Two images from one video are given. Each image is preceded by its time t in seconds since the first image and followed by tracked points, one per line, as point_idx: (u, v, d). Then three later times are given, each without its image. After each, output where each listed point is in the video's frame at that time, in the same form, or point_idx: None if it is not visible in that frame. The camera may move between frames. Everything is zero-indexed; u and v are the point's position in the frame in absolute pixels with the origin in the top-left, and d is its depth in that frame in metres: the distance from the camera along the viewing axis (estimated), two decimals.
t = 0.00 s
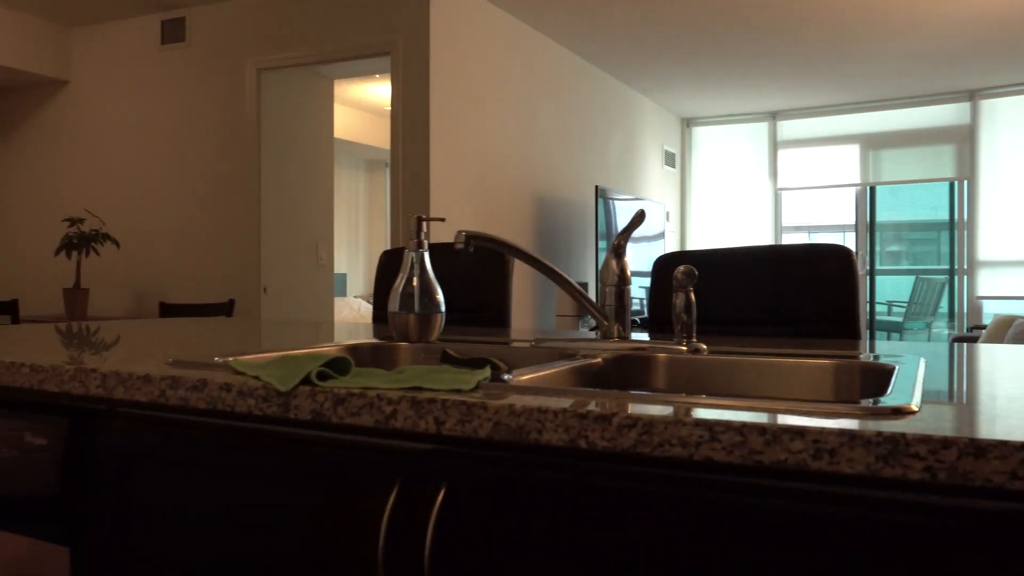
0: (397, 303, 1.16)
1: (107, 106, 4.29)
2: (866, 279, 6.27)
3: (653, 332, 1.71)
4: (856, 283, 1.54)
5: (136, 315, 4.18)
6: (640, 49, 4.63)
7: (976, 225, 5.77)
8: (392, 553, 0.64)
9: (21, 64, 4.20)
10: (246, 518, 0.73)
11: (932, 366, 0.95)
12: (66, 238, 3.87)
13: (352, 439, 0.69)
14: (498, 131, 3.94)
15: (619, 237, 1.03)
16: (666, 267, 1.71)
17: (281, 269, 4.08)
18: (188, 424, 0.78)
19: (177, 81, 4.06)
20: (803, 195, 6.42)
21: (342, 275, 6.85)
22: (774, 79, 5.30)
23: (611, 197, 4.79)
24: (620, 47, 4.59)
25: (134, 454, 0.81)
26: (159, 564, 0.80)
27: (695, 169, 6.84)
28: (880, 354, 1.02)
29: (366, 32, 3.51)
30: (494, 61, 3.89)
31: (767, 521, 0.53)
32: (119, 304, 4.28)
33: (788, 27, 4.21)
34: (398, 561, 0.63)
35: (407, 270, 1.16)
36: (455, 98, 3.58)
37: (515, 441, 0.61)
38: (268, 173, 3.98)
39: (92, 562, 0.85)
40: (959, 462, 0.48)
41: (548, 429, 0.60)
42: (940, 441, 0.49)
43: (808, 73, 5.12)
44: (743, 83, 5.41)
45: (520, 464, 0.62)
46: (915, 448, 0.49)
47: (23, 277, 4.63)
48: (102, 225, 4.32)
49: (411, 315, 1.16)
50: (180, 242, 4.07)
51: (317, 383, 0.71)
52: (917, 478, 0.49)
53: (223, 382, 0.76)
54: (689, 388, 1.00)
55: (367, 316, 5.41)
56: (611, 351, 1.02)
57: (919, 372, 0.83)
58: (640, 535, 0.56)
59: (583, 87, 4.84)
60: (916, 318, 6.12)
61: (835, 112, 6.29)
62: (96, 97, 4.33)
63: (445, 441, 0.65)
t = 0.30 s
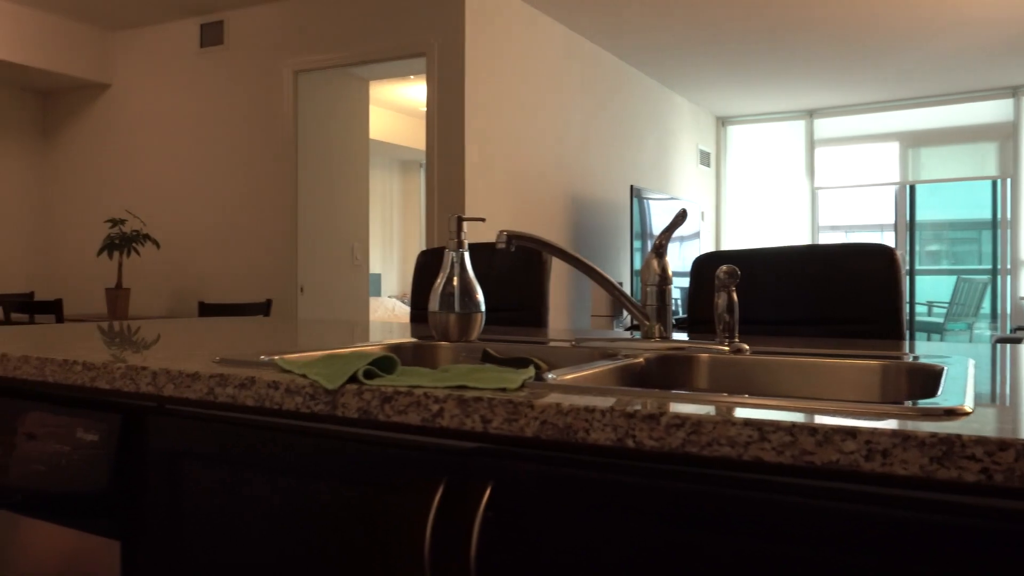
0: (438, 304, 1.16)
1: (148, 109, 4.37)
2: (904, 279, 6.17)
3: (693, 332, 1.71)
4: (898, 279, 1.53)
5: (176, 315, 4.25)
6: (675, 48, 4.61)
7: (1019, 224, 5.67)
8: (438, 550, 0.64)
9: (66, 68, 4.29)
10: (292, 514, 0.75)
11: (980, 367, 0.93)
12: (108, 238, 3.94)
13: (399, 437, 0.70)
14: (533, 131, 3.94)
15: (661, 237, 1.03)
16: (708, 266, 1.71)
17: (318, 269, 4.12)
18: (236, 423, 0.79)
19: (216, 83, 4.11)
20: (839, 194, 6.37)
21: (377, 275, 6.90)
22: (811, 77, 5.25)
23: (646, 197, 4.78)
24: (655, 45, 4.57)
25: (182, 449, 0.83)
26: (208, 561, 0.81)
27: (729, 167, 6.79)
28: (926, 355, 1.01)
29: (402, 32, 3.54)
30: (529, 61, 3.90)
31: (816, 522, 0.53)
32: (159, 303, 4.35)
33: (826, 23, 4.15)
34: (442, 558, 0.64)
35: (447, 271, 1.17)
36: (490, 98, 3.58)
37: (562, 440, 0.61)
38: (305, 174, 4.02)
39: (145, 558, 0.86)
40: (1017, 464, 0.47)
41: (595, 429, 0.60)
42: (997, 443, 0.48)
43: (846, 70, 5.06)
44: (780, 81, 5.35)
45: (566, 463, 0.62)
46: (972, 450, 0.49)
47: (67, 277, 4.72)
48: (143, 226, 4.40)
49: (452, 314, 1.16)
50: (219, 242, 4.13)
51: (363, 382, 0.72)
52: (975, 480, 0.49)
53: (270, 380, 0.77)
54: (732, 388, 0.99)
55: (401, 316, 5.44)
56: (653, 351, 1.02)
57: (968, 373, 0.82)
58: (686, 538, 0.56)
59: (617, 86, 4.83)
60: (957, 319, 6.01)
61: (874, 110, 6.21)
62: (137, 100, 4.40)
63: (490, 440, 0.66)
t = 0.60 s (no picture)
0: (478, 305, 1.17)
1: (187, 112, 4.43)
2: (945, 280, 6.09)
3: (732, 332, 1.71)
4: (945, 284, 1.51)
5: (214, 314, 4.30)
6: (711, 47, 4.58)
7: None
8: (483, 549, 0.65)
9: (108, 72, 4.37)
10: (336, 514, 0.76)
11: None
12: (149, 239, 4.00)
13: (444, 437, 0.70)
14: (568, 131, 3.94)
15: (702, 239, 1.03)
16: (748, 265, 1.70)
17: (354, 269, 4.16)
18: (282, 422, 0.80)
19: (254, 85, 4.16)
20: (879, 193, 6.28)
21: (411, 275, 6.94)
22: (849, 76, 5.19)
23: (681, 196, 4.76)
24: (691, 44, 4.54)
25: (226, 448, 0.85)
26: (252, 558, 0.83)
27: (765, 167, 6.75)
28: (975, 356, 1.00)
29: (438, 34, 3.56)
30: (563, 61, 3.90)
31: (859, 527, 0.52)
32: (198, 303, 4.41)
33: (866, 21, 4.10)
34: (487, 556, 0.66)
35: (487, 272, 1.18)
36: (525, 98, 3.59)
37: (609, 441, 0.62)
38: (342, 175, 4.06)
39: (191, 554, 0.88)
40: None
41: (641, 430, 0.60)
42: None
43: (885, 69, 5.01)
44: (818, 79, 5.30)
45: (612, 464, 0.62)
46: None
47: (109, 278, 4.81)
48: (183, 227, 4.46)
49: (493, 315, 1.17)
50: (257, 243, 4.18)
51: (409, 382, 0.74)
52: None
53: (317, 380, 0.79)
54: (774, 389, 0.99)
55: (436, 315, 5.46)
56: (694, 352, 1.02)
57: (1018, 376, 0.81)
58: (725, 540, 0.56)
59: (653, 86, 4.82)
60: (998, 321, 5.94)
61: (914, 108, 6.13)
62: (177, 103, 4.47)
63: (535, 440, 0.66)
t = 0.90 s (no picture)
0: (515, 303, 1.17)
1: (223, 114, 4.49)
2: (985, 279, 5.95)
3: (770, 331, 1.70)
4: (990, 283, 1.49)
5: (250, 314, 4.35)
6: (746, 44, 4.55)
7: None
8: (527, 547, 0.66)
9: (147, 75, 4.43)
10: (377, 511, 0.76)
11: None
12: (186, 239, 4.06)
13: (485, 434, 0.70)
14: (601, 130, 3.94)
15: (742, 237, 1.02)
16: (787, 264, 1.69)
17: (388, 270, 4.18)
18: (324, 418, 0.81)
19: (289, 87, 4.21)
20: (917, 190, 6.17)
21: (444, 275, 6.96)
22: (886, 71, 5.12)
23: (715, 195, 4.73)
24: (725, 41, 4.50)
25: (270, 445, 0.86)
26: (294, 555, 0.84)
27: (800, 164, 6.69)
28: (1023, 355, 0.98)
29: (472, 35, 3.56)
30: (596, 60, 3.89)
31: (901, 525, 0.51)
32: (234, 303, 4.46)
33: (905, 16, 4.04)
34: (529, 555, 0.67)
35: (525, 271, 1.18)
36: (558, 98, 3.59)
37: (653, 438, 0.62)
38: (376, 176, 4.08)
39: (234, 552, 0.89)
40: None
41: (686, 427, 0.60)
42: None
43: (923, 63, 4.92)
44: (854, 75, 5.23)
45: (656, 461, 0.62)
46: None
47: (147, 278, 4.88)
48: (219, 228, 4.52)
49: (530, 313, 1.17)
50: (292, 243, 4.22)
51: (451, 378, 0.74)
52: None
53: (360, 377, 0.79)
54: (816, 388, 0.98)
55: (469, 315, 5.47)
56: (734, 351, 1.01)
57: None
58: (768, 538, 0.56)
59: (686, 84, 4.79)
60: None
61: (953, 104, 6.03)
62: (213, 106, 4.53)
63: (577, 438, 0.66)
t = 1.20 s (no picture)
0: (551, 301, 1.17)
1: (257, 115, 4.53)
2: None
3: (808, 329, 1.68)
4: None
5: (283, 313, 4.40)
6: (779, 41, 4.51)
7: None
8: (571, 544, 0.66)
9: (182, 77, 4.49)
10: (416, 508, 0.76)
11: None
12: (221, 239, 4.10)
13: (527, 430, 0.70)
14: (632, 129, 3.92)
15: (782, 233, 1.01)
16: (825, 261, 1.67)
17: (419, 269, 4.20)
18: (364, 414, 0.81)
19: (322, 87, 4.24)
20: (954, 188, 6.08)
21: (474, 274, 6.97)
22: (922, 68, 5.05)
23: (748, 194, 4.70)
24: (758, 38, 4.47)
25: (310, 441, 0.86)
26: (334, 550, 0.84)
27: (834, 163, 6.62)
28: None
29: (503, 33, 3.57)
30: (628, 58, 3.88)
31: (948, 523, 0.51)
32: (267, 302, 4.51)
33: (941, 11, 3.98)
34: (571, 552, 0.67)
35: (560, 267, 1.18)
36: (589, 97, 3.58)
37: (697, 433, 0.60)
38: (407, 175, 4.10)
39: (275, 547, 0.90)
40: None
41: (730, 422, 0.58)
42: None
43: (960, 59, 4.85)
44: (889, 71, 5.16)
45: (700, 457, 0.61)
46: None
47: (182, 277, 4.94)
48: (253, 227, 4.57)
49: (565, 310, 1.17)
50: (325, 243, 4.25)
51: (491, 374, 0.73)
52: None
53: (399, 371, 0.78)
54: (858, 384, 0.98)
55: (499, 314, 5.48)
56: (774, 348, 1.01)
57: None
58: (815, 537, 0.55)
59: (719, 82, 4.76)
60: None
61: (990, 100, 5.94)
62: (247, 107, 4.58)
63: (618, 434, 0.65)
